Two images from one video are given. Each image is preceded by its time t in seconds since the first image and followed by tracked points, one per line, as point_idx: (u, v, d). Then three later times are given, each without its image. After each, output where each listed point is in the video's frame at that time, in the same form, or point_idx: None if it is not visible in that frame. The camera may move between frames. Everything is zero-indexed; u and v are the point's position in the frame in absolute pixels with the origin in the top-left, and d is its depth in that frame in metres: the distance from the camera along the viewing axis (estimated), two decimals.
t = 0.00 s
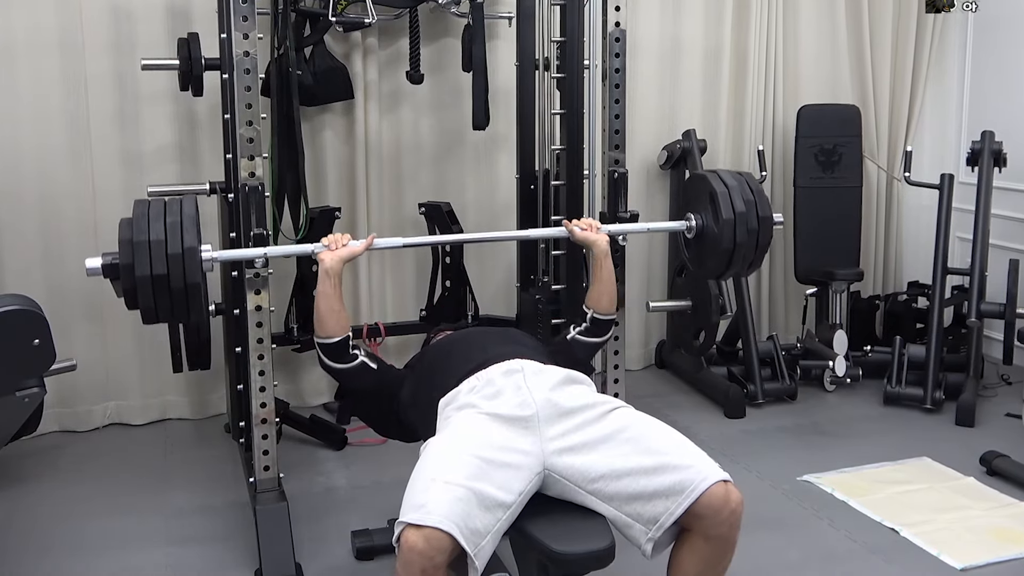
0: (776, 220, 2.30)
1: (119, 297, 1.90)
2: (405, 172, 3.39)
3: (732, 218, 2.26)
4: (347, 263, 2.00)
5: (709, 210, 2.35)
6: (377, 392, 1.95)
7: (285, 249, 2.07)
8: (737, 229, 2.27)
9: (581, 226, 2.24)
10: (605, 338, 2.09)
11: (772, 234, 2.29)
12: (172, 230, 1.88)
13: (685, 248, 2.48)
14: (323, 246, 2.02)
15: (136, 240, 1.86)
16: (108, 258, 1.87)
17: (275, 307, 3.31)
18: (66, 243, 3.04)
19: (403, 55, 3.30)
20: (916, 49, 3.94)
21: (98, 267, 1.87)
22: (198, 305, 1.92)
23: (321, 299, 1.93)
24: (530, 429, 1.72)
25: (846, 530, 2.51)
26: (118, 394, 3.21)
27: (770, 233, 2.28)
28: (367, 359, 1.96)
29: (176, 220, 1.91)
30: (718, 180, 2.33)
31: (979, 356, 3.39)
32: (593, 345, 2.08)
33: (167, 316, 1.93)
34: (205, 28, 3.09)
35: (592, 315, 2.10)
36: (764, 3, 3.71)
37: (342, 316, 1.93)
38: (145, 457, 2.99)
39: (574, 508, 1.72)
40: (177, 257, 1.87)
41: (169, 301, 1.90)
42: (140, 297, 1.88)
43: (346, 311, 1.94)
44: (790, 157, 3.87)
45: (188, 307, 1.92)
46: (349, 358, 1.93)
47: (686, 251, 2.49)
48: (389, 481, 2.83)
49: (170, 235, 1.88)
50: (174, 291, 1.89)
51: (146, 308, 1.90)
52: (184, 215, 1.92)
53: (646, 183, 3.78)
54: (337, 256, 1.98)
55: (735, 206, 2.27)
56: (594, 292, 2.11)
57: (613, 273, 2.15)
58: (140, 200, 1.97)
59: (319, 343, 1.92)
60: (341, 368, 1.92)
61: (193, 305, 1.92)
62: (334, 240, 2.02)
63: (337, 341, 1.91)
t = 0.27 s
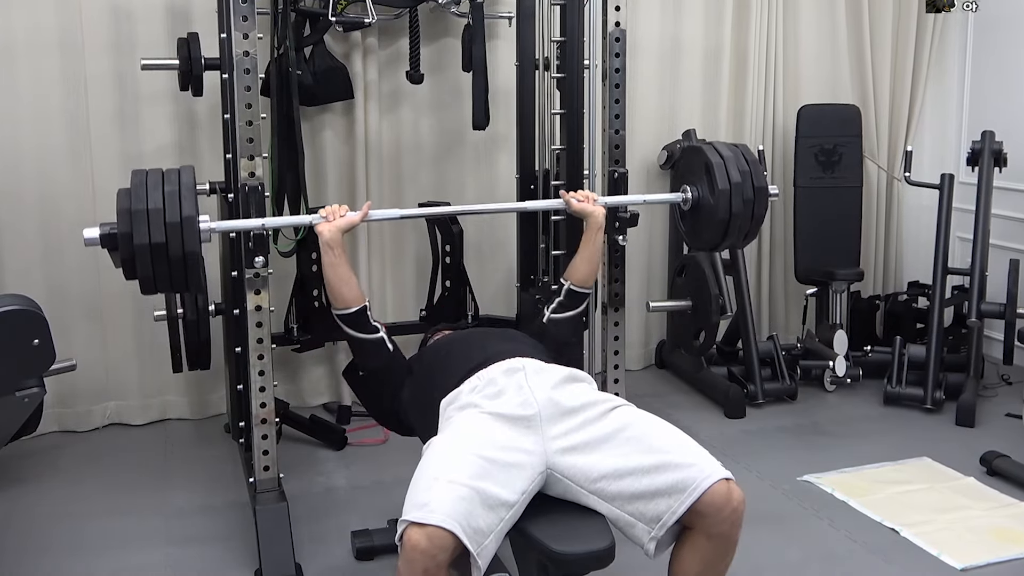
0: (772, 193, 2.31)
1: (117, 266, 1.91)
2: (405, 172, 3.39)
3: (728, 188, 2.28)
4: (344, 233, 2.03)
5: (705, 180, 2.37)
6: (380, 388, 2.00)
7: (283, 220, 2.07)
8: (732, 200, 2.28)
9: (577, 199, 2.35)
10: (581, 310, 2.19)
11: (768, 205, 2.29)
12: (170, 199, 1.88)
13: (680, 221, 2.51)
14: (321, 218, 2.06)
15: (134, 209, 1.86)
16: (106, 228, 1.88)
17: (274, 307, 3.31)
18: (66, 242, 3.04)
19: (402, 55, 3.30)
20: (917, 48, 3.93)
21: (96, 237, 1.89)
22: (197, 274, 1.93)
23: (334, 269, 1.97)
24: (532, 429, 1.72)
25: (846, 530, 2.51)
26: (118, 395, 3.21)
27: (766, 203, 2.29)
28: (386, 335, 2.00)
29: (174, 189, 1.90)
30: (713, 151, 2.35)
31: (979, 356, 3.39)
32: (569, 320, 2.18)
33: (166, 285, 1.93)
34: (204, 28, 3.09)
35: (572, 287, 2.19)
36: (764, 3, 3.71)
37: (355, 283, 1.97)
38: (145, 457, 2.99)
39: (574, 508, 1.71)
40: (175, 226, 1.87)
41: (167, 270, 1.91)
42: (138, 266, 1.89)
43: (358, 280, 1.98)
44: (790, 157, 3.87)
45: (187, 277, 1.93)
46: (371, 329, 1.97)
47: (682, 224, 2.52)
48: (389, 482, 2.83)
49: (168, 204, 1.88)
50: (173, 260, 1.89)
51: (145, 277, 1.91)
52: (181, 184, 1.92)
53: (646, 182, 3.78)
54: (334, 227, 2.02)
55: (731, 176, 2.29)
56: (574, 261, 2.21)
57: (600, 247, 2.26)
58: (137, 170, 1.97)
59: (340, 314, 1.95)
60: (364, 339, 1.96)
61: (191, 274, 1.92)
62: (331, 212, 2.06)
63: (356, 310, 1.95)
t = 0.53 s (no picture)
0: (771, 191, 2.33)
1: (119, 266, 1.93)
2: (405, 171, 3.38)
3: (728, 187, 2.30)
4: (345, 232, 2.04)
5: (705, 179, 2.39)
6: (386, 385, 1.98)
7: (284, 219, 2.08)
8: (732, 198, 2.31)
9: (577, 198, 2.36)
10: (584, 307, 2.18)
11: (768, 203, 2.32)
12: (172, 198, 1.91)
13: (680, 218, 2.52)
14: (322, 217, 2.06)
15: (136, 209, 1.88)
16: (107, 228, 1.89)
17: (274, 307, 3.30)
18: (66, 242, 3.04)
19: (402, 55, 3.30)
20: (917, 48, 3.93)
21: (98, 237, 1.89)
22: (198, 272, 1.95)
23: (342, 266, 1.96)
24: (534, 434, 1.72)
25: (847, 530, 2.50)
26: (118, 395, 3.20)
27: (766, 202, 2.31)
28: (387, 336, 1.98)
29: (176, 188, 1.94)
30: (714, 150, 2.38)
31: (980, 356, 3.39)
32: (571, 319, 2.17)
33: (167, 285, 1.96)
34: (204, 27, 3.09)
35: (574, 286, 2.19)
36: (764, 3, 3.70)
37: (356, 282, 1.96)
38: (145, 457, 2.99)
39: (575, 509, 1.71)
40: (177, 225, 1.90)
41: (169, 269, 1.93)
42: (140, 266, 1.91)
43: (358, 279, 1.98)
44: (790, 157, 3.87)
45: (188, 276, 1.95)
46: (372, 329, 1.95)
47: (682, 222, 2.53)
48: (390, 482, 2.83)
49: (169, 203, 1.91)
50: (175, 260, 1.92)
51: (147, 277, 1.93)
52: (183, 183, 1.95)
53: (646, 182, 3.78)
54: (335, 226, 2.03)
55: (731, 176, 2.31)
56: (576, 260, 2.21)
57: (600, 245, 2.25)
58: (138, 170, 2.00)
59: (344, 310, 1.94)
60: (364, 339, 1.95)
61: (192, 273, 1.95)
62: (333, 210, 2.06)
63: (356, 310, 1.94)
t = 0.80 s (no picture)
0: (776, 218, 2.23)
1: (120, 298, 1.87)
2: (405, 171, 3.38)
3: (731, 217, 2.19)
4: (349, 262, 1.99)
5: (708, 207, 2.28)
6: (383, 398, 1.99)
7: (288, 249, 2.03)
8: (736, 228, 2.19)
9: (579, 226, 2.21)
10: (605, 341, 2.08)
11: (773, 231, 2.21)
12: (175, 230, 1.85)
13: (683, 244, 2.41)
14: (325, 246, 2.00)
15: (138, 241, 1.82)
16: (110, 259, 1.84)
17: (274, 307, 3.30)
18: (66, 243, 3.04)
19: (402, 55, 3.30)
20: (917, 48, 3.93)
21: (100, 268, 1.83)
22: (201, 305, 1.88)
23: (326, 297, 1.93)
24: (528, 438, 1.71)
25: (847, 530, 2.50)
26: (118, 395, 3.20)
27: (770, 231, 2.21)
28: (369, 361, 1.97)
29: (179, 220, 1.87)
30: (717, 178, 2.26)
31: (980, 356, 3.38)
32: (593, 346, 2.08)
33: (169, 317, 1.89)
34: (204, 27, 3.09)
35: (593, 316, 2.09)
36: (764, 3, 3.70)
37: (343, 315, 1.93)
38: (145, 457, 2.99)
39: (575, 509, 1.71)
40: (179, 257, 1.83)
41: (172, 303, 1.87)
42: (142, 298, 1.84)
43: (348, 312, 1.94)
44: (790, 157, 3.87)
45: (191, 308, 1.88)
46: (350, 361, 1.93)
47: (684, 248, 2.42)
48: (389, 482, 2.83)
49: (172, 235, 1.85)
50: (177, 293, 1.85)
51: (149, 309, 1.86)
52: (186, 216, 1.89)
53: (646, 182, 3.77)
54: (340, 256, 1.98)
55: (734, 205, 2.19)
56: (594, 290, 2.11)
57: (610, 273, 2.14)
58: (141, 200, 1.94)
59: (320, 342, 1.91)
60: (341, 371, 1.93)
61: (196, 307, 1.88)
62: (337, 240, 2.00)
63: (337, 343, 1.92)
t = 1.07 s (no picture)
0: (782, 259, 2.22)
1: (122, 341, 1.87)
2: (405, 171, 3.38)
3: (737, 258, 2.19)
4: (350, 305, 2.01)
5: (713, 247, 2.28)
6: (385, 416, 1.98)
7: (288, 291, 2.04)
8: (741, 269, 2.19)
9: (585, 266, 2.21)
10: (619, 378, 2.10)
11: (778, 274, 2.20)
12: (177, 275, 1.84)
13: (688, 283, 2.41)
14: (327, 287, 2.02)
15: (140, 287, 1.82)
16: (111, 302, 1.84)
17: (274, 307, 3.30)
18: (65, 243, 3.04)
19: (402, 55, 3.30)
20: (917, 48, 3.93)
21: (102, 312, 1.84)
22: (203, 348, 1.88)
23: (320, 340, 1.95)
24: (524, 437, 1.71)
25: (846, 530, 2.50)
26: (118, 395, 3.20)
27: (776, 273, 2.20)
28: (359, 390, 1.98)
29: (180, 264, 1.87)
30: (722, 219, 2.26)
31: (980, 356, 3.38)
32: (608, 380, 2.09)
33: (171, 361, 1.89)
34: (204, 27, 3.08)
35: (604, 353, 2.10)
36: (764, 2, 3.70)
37: (340, 358, 1.96)
38: (144, 458, 2.99)
39: (574, 509, 1.71)
40: (181, 303, 1.83)
41: (173, 347, 1.86)
42: (143, 343, 1.84)
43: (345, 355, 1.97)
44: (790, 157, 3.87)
45: (193, 350, 1.88)
46: (343, 399, 1.96)
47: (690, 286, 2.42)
48: (389, 482, 2.83)
49: (174, 281, 1.84)
50: (178, 337, 1.85)
51: (150, 354, 1.86)
52: (188, 260, 1.88)
53: (646, 182, 3.77)
54: (342, 298, 2.01)
55: (740, 246, 2.20)
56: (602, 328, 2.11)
57: (620, 310, 2.14)
58: (143, 243, 1.93)
59: (314, 383, 1.95)
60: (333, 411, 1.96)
61: (197, 350, 1.88)
62: (338, 282, 2.02)
63: (333, 385, 1.94)
